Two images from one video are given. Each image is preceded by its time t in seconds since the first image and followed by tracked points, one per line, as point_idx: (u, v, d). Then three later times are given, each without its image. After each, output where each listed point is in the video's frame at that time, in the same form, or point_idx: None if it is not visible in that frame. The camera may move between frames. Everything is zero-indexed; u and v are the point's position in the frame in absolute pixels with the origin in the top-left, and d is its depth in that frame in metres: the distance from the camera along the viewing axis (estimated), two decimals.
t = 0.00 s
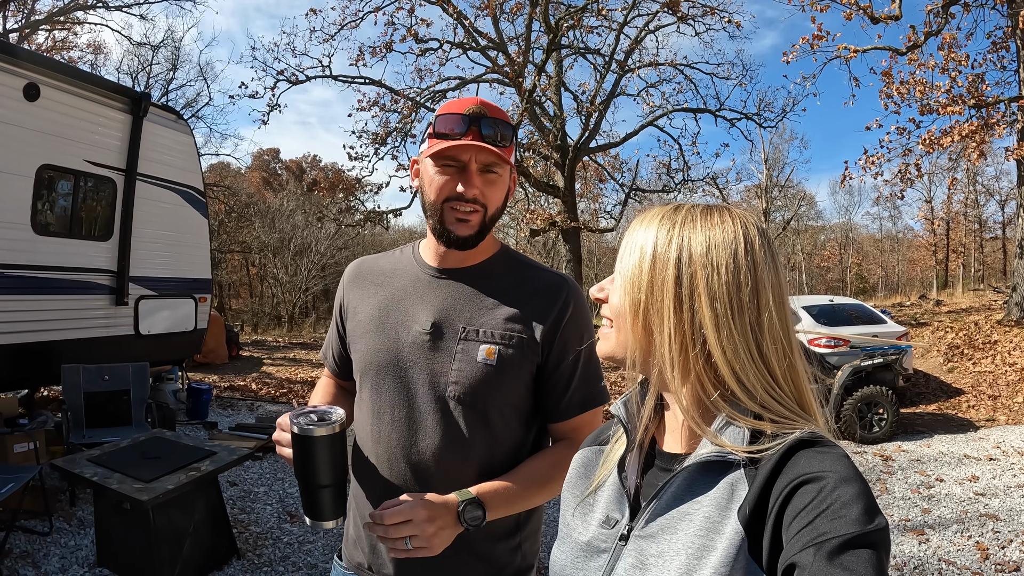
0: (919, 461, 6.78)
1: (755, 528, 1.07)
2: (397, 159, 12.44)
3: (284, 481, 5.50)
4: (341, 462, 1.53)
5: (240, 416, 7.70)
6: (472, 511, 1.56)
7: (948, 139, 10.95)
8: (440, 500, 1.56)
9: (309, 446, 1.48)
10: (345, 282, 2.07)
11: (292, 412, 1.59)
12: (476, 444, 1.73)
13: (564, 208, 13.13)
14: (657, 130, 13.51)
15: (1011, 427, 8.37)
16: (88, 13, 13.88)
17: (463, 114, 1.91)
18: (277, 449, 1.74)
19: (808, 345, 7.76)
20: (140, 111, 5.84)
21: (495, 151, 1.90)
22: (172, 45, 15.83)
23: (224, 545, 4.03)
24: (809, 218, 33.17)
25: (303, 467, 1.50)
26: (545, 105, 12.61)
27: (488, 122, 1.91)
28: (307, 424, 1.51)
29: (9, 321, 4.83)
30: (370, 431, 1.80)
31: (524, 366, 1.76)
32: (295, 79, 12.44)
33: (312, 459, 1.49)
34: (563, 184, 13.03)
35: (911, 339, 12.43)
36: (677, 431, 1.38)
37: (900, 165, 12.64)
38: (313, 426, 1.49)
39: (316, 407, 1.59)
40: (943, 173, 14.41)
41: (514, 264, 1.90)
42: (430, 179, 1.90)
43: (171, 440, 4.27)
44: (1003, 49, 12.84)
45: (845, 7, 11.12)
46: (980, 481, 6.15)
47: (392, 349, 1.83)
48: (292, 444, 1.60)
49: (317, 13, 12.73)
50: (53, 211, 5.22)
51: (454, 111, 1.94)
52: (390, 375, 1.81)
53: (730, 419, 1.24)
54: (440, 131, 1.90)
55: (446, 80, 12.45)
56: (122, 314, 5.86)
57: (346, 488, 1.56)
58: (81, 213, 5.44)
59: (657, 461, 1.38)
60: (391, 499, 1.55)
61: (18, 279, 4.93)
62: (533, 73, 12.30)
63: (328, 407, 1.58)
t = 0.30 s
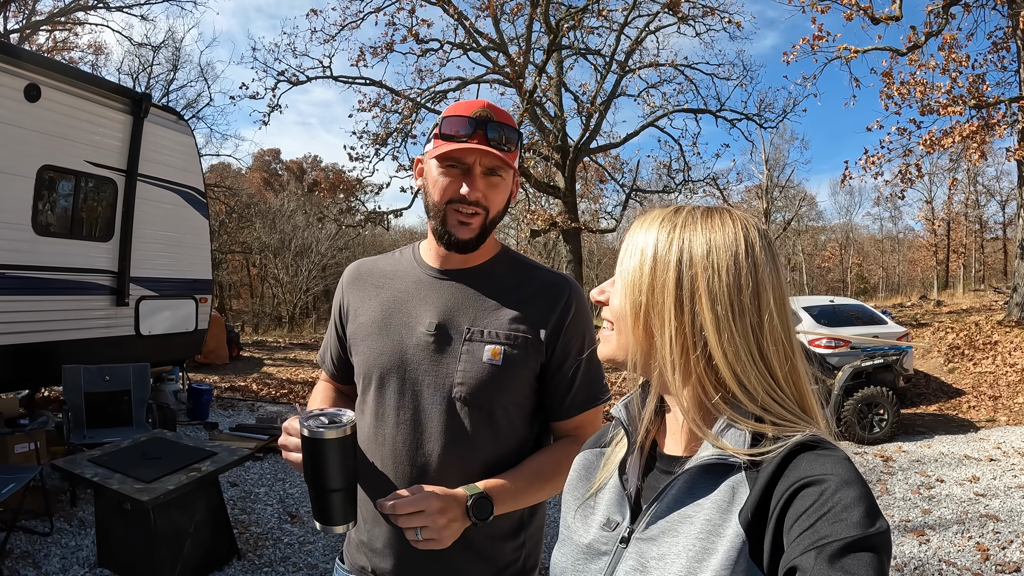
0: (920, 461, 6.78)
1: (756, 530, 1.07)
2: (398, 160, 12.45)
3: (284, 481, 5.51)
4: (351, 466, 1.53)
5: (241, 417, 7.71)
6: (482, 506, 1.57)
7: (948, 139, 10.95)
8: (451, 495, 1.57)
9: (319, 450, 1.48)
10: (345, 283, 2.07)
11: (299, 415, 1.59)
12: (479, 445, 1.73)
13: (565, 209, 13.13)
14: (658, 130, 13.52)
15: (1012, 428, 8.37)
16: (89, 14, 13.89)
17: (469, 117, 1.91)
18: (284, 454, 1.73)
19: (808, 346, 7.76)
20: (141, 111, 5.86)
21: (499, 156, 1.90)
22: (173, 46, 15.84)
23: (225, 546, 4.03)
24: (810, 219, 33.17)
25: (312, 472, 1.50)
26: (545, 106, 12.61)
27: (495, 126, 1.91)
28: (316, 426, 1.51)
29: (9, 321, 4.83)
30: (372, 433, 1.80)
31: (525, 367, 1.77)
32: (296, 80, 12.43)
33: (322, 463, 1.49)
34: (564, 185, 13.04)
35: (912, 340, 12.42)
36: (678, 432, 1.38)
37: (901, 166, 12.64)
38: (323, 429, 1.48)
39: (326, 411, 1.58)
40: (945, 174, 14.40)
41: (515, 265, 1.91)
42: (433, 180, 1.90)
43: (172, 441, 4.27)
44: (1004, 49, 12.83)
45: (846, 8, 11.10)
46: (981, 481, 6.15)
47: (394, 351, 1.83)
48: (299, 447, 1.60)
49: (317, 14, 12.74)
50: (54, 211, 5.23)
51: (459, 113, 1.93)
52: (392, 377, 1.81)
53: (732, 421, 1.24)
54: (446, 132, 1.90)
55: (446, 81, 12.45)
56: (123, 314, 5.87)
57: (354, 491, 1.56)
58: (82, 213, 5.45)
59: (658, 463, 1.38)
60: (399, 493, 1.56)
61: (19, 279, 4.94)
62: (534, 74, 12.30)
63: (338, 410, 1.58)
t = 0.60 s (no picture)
0: (920, 462, 6.78)
1: (755, 534, 1.07)
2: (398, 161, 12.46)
3: (285, 482, 5.51)
4: (350, 470, 1.53)
5: (241, 417, 7.72)
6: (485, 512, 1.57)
7: (949, 139, 10.94)
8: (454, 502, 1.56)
9: (319, 453, 1.48)
10: (345, 284, 2.07)
11: (299, 418, 1.59)
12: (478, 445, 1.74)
13: (566, 209, 13.13)
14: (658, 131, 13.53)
15: (1012, 428, 8.36)
16: (89, 15, 13.90)
17: (466, 115, 1.91)
18: (283, 457, 1.73)
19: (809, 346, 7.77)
20: (142, 112, 5.87)
21: (498, 153, 1.91)
22: (173, 47, 15.87)
23: (225, 546, 4.04)
24: (810, 219, 33.16)
25: (313, 475, 1.50)
26: (546, 107, 12.64)
27: (491, 123, 1.92)
28: (316, 429, 1.51)
29: (10, 321, 4.83)
30: (372, 435, 1.81)
31: (526, 369, 1.77)
32: (296, 81, 12.45)
33: (322, 466, 1.49)
34: (565, 185, 13.04)
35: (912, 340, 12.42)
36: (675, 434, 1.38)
37: (902, 166, 12.63)
38: (322, 433, 1.48)
39: (326, 413, 1.58)
40: (946, 174, 14.39)
41: (515, 267, 1.91)
42: (432, 180, 1.90)
43: (173, 441, 4.28)
44: (1005, 49, 12.82)
45: (847, 8, 11.10)
46: (981, 482, 6.15)
47: (395, 353, 1.83)
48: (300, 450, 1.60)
49: (318, 14, 12.75)
50: (55, 212, 5.23)
51: (456, 112, 1.94)
52: (393, 379, 1.81)
53: (733, 426, 1.23)
54: (443, 131, 1.91)
55: (446, 82, 12.45)
56: (124, 315, 5.87)
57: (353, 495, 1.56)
58: (82, 214, 5.45)
59: (659, 465, 1.37)
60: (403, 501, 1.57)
61: (21, 280, 4.95)
62: (534, 75, 12.31)
63: (338, 413, 1.58)
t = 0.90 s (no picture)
0: (921, 462, 6.78)
1: (755, 532, 1.07)
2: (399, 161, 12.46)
3: (285, 482, 5.51)
4: (346, 468, 1.53)
5: (241, 417, 7.72)
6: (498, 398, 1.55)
7: (950, 139, 10.95)
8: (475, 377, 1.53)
9: (315, 449, 1.49)
10: (344, 283, 2.07)
11: (295, 415, 1.59)
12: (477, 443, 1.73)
13: (566, 210, 13.12)
14: (658, 131, 13.55)
15: (1013, 428, 8.35)
16: (90, 15, 13.91)
17: (456, 110, 1.90)
18: (280, 455, 1.73)
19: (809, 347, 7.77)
20: (142, 112, 5.87)
21: (492, 146, 1.92)
22: (174, 48, 15.87)
23: (225, 546, 4.03)
24: (811, 220, 33.14)
25: (310, 473, 1.50)
26: (546, 107, 12.64)
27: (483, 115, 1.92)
28: (312, 426, 1.51)
29: (10, 321, 4.83)
30: (370, 434, 1.81)
31: (524, 366, 1.78)
32: (296, 82, 12.48)
33: (318, 463, 1.49)
34: (565, 186, 13.04)
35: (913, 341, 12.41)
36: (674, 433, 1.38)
37: (902, 167, 12.62)
38: (317, 429, 1.49)
39: (322, 411, 1.58)
40: (946, 174, 14.37)
41: (513, 262, 1.91)
42: (429, 176, 1.89)
43: (173, 441, 4.28)
44: (1005, 49, 12.81)
45: (847, 8, 11.09)
46: (982, 482, 6.14)
47: (394, 351, 1.83)
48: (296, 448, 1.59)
49: (318, 15, 12.76)
50: (56, 212, 5.23)
51: (448, 108, 1.93)
52: (392, 377, 1.82)
53: (735, 419, 1.24)
54: (435, 128, 1.90)
55: (447, 82, 12.48)
56: (125, 315, 5.87)
57: (349, 493, 1.56)
58: (82, 214, 5.45)
59: (658, 466, 1.37)
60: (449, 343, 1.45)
61: (22, 280, 4.95)
62: (534, 75, 12.31)
63: (334, 411, 1.58)
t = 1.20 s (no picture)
0: (920, 462, 6.78)
1: (748, 529, 1.07)
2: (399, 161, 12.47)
3: (285, 482, 5.52)
4: (344, 467, 1.53)
5: (241, 417, 7.72)
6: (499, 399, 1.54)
7: (949, 140, 10.96)
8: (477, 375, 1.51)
9: (312, 448, 1.49)
10: (341, 286, 2.08)
11: (293, 414, 1.60)
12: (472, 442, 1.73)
13: (566, 210, 13.11)
14: (658, 131, 13.56)
15: (1013, 428, 8.35)
16: (91, 15, 13.91)
17: (448, 112, 1.91)
18: (278, 455, 1.74)
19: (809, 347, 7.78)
20: (142, 113, 5.87)
21: (484, 147, 1.92)
22: (174, 48, 15.88)
23: (225, 546, 4.04)
24: (811, 220, 33.14)
25: (308, 472, 1.50)
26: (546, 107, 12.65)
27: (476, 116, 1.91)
28: (310, 425, 1.51)
29: (11, 321, 4.83)
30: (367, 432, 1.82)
31: (520, 363, 1.78)
32: (297, 82, 12.48)
33: (316, 462, 1.50)
34: (565, 186, 13.04)
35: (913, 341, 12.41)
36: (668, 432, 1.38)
37: (902, 167, 12.61)
38: (316, 427, 1.49)
39: (320, 409, 1.58)
40: (946, 174, 14.38)
41: (506, 262, 1.92)
42: (422, 179, 1.89)
43: (172, 441, 4.28)
44: (1005, 49, 12.81)
45: (847, 9, 11.09)
46: (982, 482, 6.15)
47: (391, 349, 1.84)
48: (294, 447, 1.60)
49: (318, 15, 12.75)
50: (56, 213, 5.24)
51: (439, 110, 1.93)
52: (388, 376, 1.82)
53: (728, 417, 1.24)
54: (427, 130, 1.90)
55: (447, 82, 12.48)
56: (125, 315, 5.87)
57: (348, 492, 1.56)
58: (82, 214, 5.46)
59: (653, 464, 1.37)
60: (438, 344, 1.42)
61: (22, 280, 4.96)
62: (534, 75, 12.31)
63: (332, 409, 1.58)
